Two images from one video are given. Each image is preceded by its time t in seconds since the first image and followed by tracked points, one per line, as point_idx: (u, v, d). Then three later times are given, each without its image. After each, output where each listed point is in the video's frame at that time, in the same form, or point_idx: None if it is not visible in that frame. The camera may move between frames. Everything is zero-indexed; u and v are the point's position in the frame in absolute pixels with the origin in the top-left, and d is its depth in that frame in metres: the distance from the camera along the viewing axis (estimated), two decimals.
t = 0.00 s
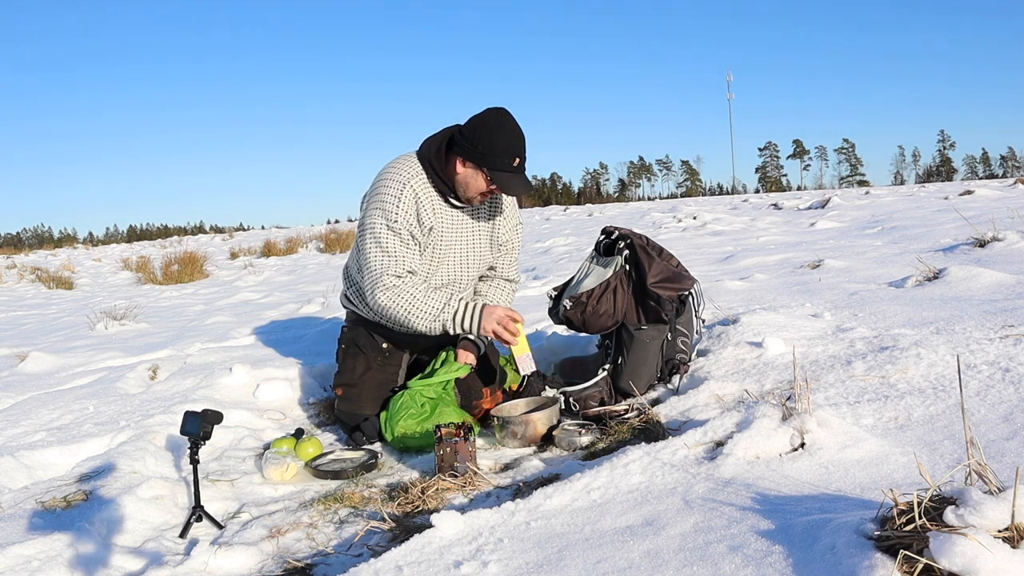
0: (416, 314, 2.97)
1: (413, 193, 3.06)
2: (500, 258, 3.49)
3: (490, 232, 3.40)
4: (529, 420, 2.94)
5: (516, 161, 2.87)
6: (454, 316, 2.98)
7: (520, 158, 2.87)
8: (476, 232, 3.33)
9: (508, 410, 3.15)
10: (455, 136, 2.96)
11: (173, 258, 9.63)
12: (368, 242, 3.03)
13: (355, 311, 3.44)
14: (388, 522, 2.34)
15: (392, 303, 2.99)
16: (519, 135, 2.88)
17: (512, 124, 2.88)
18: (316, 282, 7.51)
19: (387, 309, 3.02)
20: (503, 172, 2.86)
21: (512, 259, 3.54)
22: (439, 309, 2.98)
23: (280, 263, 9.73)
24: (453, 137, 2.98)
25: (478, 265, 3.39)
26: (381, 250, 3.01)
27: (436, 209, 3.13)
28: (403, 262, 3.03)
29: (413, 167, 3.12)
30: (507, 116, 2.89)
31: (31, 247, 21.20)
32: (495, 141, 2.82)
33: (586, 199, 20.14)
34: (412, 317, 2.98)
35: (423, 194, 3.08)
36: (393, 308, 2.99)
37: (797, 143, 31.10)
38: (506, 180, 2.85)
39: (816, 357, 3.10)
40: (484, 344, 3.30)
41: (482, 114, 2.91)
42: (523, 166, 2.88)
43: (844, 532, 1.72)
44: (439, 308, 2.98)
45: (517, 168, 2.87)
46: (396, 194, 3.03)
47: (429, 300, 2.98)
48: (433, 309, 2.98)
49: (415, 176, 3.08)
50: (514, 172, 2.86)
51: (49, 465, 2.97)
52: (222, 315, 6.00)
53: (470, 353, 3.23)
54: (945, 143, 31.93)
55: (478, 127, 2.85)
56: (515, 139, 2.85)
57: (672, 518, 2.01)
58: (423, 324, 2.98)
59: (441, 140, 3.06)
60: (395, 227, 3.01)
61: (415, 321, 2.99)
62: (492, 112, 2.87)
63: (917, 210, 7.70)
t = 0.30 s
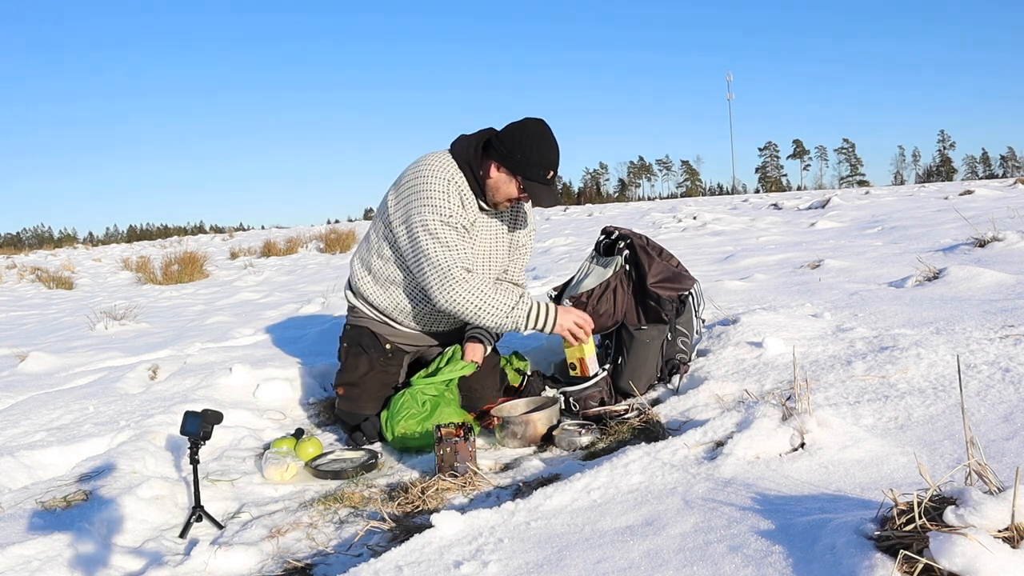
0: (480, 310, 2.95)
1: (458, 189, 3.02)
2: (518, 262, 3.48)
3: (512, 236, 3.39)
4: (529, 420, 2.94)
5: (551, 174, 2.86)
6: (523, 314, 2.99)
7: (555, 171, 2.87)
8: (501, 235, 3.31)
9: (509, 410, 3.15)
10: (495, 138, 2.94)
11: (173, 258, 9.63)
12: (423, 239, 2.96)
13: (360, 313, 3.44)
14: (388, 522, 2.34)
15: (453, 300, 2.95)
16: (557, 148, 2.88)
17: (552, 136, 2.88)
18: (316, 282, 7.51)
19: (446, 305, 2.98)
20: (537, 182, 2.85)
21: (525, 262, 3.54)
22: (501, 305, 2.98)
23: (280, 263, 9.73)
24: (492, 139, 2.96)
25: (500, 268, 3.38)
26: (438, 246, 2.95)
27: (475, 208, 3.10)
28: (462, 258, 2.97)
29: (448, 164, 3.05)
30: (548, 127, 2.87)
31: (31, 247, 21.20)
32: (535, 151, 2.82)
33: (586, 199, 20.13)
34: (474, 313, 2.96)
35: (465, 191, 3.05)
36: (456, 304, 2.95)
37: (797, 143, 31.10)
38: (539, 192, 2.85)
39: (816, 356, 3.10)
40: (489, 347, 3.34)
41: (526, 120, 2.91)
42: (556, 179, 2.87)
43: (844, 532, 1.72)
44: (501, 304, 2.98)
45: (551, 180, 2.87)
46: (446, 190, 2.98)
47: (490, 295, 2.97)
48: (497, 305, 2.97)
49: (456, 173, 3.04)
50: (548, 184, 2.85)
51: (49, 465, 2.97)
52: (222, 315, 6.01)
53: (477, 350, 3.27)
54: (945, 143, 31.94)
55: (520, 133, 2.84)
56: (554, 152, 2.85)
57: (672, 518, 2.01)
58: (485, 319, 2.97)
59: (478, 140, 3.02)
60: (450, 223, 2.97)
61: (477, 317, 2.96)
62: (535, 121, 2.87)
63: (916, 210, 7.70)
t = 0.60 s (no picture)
0: (480, 311, 2.97)
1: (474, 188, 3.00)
2: (520, 265, 3.46)
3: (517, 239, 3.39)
4: (529, 420, 2.94)
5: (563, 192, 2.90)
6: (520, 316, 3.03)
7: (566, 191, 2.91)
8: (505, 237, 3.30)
9: (509, 410, 3.15)
10: (517, 144, 2.94)
11: (172, 258, 9.63)
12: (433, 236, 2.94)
13: (360, 308, 3.43)
14: (388, 522, 2.34)
15: (455, 299, 2.96)
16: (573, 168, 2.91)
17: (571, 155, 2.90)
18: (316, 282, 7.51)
19: (447, 304, 2.98)
20: (546, 199, 2.89)
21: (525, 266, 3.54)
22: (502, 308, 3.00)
23: (280, 263, 9.73)
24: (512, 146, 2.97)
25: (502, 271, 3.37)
26: (446, 244, 2.94)
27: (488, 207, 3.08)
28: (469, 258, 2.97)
29: (465, 160, 3.03)
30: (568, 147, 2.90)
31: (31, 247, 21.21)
32: (552, 168, 2.84)
33: (586, 199, 20.11)
34: (474, 314, 2.98)
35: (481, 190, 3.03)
36: (459, 305, 2.97)
37: (797, 143, 31.10)
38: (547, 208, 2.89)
39: (816, 356, 3.10)
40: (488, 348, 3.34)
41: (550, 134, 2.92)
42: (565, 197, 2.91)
43: (844, 532, 1.72)
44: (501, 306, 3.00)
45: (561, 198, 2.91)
46: (461, 188, 2.96)
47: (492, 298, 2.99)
48: (499, 309, 2.99)
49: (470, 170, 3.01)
50: (557, 201, 2.89)
51: (49, 465, 2.97)
52: (222, 315, 6.01)
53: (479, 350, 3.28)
54: (944, 143, 31.95)
55: (542, 148, 2.85)
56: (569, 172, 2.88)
57: (672, 518, 2.01)
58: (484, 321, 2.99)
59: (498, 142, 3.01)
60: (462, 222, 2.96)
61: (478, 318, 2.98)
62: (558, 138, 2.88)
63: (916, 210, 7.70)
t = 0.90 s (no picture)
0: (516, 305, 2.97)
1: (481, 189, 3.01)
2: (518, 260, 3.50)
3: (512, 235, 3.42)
4: (529, 420, 2.94)
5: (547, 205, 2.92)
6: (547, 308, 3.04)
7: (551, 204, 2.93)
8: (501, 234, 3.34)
9: (509, 410, 3.15)
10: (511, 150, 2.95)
11: (172, 258, 9.63)
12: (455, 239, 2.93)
13: (358, 309, 3.43)
14: (388, 522, 2.34)
15: (487, 299, 2.97)
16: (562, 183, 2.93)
17: (561, 170, 2.92)
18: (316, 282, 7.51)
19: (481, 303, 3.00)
20: (530, 210, 2.92)
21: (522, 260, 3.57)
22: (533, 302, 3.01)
23: (280, 263, 9.73)
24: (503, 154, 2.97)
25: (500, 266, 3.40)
26: (468, 246, 2.93)
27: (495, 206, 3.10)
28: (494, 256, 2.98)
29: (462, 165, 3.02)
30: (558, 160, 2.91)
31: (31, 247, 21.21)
32: (541, 180, 2.86)
33: (586, 199, 20.10)
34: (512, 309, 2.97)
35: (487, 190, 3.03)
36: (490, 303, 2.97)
37: (797, 143, 31.11)
38: (531, 220, 2.92)
39: (816, 356, 3.10)
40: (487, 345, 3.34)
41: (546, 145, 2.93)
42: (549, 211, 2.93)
43: (844, 532, 1.72)
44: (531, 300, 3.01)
45: (544, 211, 2.93)
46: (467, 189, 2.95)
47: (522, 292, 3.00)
48: (531, 305, 3.01)
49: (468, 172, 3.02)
50: (541, 213, 2.92)
51: (49, 466, 2.97)
52: (222, 315, 6.00)
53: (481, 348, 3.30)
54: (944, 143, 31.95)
55: (534, 159, 2.87)
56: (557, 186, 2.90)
57: (672, 518, 2.01)
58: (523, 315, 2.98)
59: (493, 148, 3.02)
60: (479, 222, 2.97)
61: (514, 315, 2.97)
62: (551, 151, 2.90)
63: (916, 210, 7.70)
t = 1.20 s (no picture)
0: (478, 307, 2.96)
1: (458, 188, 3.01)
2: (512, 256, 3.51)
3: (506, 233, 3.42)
4: (529, 420, 2.94)
5: (529, 198, 2.88)
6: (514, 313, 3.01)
7: (535, 198, 2.89)
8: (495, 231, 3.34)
9: (508, 410, 3.15)
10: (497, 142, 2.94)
11: (172, 258, 9.63)
12: (422, 238, 2.94)
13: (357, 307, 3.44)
14: (388, 522, 2.34)
15: (448, 301, 2.95)
16: (548, 177, 2.89)
17: (548, 163, 2.87)
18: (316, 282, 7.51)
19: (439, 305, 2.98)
20: (513, 202, 2.89)
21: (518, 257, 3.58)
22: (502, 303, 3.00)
23: (280, 263, 9.73)
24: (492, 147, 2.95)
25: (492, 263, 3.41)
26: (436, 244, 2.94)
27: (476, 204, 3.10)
28: (459, 257, 2.98)
29: (445, 161, 3.04)
30: (545, 152, 2.86)
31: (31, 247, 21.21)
32: (524, 172, 2.83)
33: (586, 199, 20.08)
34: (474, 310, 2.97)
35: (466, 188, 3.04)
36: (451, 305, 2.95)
37: (797, 143, 31.11)
38: (513, 212, 2.89)
39: (816, 357, 3.10)
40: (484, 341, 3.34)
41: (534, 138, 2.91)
42: (533, 204, 2.89)
43: (844, 532, 1.72)
44: (497, 301, 3.00)
45: (527, 204, 2.90)
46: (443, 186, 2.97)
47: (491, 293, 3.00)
48: (496, 305, 2.98)
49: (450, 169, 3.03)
50: (522, 206, 2.89)
51: (49, 466, 2.97)
52: (222, 315, 6.00)
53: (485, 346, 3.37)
54: (944, 143, 31.95)
55: (518, 150, 2.85)
56: (542, 180, 2.86)
57: (672, 518, 2.01)
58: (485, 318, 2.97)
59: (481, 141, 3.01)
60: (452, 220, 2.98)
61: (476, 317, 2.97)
62: (537, 144, 2.86)
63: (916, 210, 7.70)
